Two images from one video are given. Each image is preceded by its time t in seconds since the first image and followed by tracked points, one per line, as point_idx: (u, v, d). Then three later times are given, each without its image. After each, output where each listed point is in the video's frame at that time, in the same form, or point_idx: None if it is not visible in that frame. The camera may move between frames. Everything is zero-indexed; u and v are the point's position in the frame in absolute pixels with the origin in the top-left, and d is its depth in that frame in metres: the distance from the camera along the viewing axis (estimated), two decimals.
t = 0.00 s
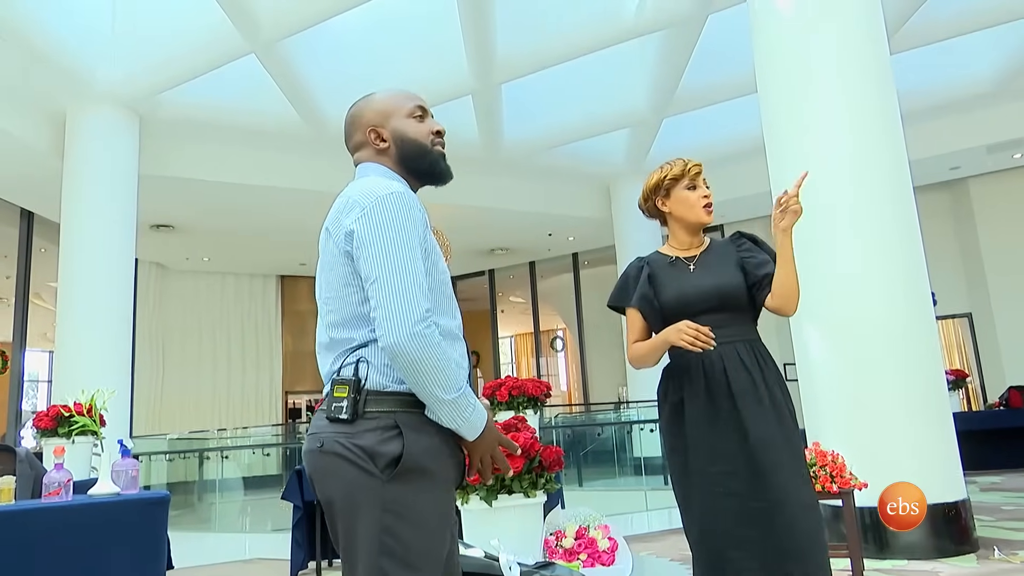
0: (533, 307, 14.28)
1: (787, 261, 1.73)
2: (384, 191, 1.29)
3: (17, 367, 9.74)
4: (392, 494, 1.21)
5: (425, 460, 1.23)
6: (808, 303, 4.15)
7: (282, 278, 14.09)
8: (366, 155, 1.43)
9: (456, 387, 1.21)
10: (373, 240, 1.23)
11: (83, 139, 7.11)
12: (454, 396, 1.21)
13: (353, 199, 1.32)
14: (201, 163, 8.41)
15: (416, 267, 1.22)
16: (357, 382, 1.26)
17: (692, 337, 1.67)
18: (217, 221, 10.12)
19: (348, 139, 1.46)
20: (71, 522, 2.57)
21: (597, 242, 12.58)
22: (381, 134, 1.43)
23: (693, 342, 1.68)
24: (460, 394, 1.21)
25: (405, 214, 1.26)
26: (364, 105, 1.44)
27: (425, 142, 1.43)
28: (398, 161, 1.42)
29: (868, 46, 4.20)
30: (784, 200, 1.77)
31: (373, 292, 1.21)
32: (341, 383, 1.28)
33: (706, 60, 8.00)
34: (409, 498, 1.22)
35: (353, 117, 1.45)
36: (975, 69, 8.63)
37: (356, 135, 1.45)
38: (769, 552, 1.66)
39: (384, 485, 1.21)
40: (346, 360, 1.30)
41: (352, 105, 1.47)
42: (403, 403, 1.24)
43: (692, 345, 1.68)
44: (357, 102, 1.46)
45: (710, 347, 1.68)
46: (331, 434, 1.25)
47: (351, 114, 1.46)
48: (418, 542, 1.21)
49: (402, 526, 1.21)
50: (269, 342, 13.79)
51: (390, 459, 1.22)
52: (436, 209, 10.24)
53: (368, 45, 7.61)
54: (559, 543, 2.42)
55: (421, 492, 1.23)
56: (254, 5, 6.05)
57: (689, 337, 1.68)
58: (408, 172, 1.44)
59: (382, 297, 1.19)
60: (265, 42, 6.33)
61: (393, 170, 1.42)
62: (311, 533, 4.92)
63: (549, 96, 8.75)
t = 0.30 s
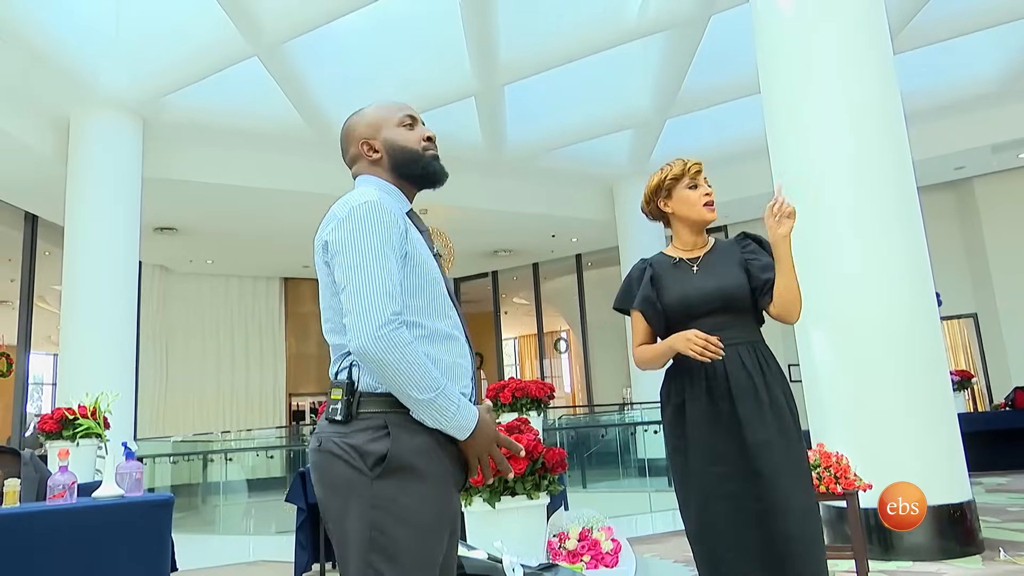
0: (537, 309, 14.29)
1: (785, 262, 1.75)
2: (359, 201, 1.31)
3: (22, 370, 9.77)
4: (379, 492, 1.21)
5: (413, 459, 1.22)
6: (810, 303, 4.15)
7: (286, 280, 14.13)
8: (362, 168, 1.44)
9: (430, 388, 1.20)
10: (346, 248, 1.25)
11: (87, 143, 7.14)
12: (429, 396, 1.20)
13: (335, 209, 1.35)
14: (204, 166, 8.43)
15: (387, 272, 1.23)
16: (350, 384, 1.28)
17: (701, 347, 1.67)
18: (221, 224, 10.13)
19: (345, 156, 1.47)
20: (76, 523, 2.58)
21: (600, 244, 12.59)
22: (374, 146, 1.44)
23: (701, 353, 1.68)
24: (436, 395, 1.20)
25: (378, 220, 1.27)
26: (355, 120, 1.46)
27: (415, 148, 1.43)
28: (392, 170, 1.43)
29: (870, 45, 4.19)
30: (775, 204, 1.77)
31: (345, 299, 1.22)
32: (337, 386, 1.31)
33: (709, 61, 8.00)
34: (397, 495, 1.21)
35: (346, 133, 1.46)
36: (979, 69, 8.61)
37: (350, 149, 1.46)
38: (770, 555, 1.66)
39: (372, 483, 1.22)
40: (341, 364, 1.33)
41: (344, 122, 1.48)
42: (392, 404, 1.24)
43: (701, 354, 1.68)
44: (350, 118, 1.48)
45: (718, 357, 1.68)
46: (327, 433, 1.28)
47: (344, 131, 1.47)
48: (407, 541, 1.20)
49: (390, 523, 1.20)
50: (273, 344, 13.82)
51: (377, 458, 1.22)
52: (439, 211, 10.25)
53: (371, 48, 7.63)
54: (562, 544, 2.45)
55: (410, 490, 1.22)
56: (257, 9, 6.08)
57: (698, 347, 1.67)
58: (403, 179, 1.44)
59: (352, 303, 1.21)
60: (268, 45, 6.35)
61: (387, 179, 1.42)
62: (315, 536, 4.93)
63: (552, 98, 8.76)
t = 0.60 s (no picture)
0: (539, 310, 14.29)
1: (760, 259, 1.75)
2: (354, 209, 1.32)
3: (26, 373, 9.79)
4: (370, 493, 1.22)
5: (404, 460, 1.22)
6: (812, 304, 4.16)
7: (288, 283, 14.15)
8: (367, 181, 1.44)
9: (418, 390, 1.20)
10: (339, 254, 1.26)
11: (89, 147, 7.17)
12: (417, 397, 1.20)
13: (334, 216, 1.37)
14: (206, 169, 8.45)
15: (377, 277, 1.23)
16: (344, 391, 1.30)
17: (684, 352, 1.73)
18: (223, 227, 10.15)
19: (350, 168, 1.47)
20: (78, 527, 2.58)
21: (602, 246, 12.59)
22: (377, 158, 1.44)
23: (685, 357, 1.73)
24: (424, 397, 1.20)
25: (371, 225, 1.28)
26: (360, 133, 1.47)
27: (417, 160, 1.44)
28: (396, 182, 1.43)
29: (872, 45, 4.19)
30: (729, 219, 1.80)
31: (337, 305, 1.23)
32: (331, 392, 1.31)
33: (710, 62, 8.00)
34: (389, 497, 1.22)
35: (351, 145, 1.47)
36: (981, 69, 8.61)
37: (353, 162, 1.46)
38: (770, 554, 1.66)
39: (363, 485, 1.22)
40: (337, 371, 1.34)
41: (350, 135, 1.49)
42: (385, 408, 1.24)
43: (685, 360, 1.74)
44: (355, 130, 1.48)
45: (703, 363, 1.73)
46: (326, 438, 1.30)
47: (350, 143, 1.47)
48: (401, 541, 1.20)
49: (381, 524, 1.21)
50: (276, 347, 13.84)
51: (367, 460, 1.23)
52: (441, 213, 10.26)
53: (372, 50, 7.64)
54: (565, 546, 2.42)
55: (401, 490, 1.22)
56: (258, 11, 6.10)
57: (683, 353, 1.73)
58: (406, 191, 1.45)
59: (343, 308, 1.22)
60: (269, 48, 6.36)
61: (389, 191, 1.43)
62: (318, 538, 4.93)
63: (553, 100, 8.76)
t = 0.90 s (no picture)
0: (541, 312, 14.28)
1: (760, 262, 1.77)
2: (352, 216, 1.33)
3: (28, 374, 9.82)
4: (367, 493, 1.22)
5: (400, 461, 1.23)
6: (812, 305, 4.16)
7: (290, 284, 14.16)
8: (369, 188, 1.45)
9: (410, 392, 1.20)
10: (335, 259, 1.27)
11: (92, 148, 7.18)
12: (410, 399, 1.20)
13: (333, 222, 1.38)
14: (208, 170, 8.46)
15: (372, 282, 1.24)
16: (342, 393, 1.31)
17: (690, 346, 1.71)
18: (225, 228, 10.16)
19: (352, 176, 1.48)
20: (72, 530, 2.56)
21: (604, 247, 12.59)
22: (379, 167, 1.44)
23: (691, 351, 1.72)
24: (418, 399, 1.20)
25: (369, 231, 1.29)
26: (362, 142, 1.48)
27: (419, 168, 1.44)
28: (398, 191, 1.44)
29: (874, 46, 4.19)
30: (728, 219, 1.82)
31: (332, 309, 1.24)
32: (330, 396, 1.33)
33: (712, 63, 8.00)
34: (387, 496, 1.22)
35: (354, 153, 1.47)
36: (984, 70, 8.61)
37: (356, 170, 1.47)
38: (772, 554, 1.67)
39: (359, 485, 1.23)
40: (335, 375, 1.35)
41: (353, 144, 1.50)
42: (382, 409, 1.25)
43: (692, 353, 1.72)
44: (358, 139, 1.49)
45: (709, 355, 1.71)
46: (324, 441, 1.30)
47: (353, 151, 1.48)
48: (398, 540, 1.20)
49: (379, 523, 1.21)
50: (277, 348, 13.84)
51: (363, 461, 1.23)
52: (443, 215, 10.27)
53: (374, 51, 7.64)
54: (566, 547, 2.42)
55: (397, 489, 1.22)
56: (261, 13, 6.12)
57: (689, 346, 1.71)
58: (406, 200, 1.45)
59: (338, 313, 1.23)
60: (272, 49, 6.37)
61: (391, 199, 1.43)
62: (319, 538, 4.91)
63: (554, 101, 8.77)
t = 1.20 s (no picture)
0: (544, 313, 14.28)
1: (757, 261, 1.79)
2: (354, 221, 1.33)
3: (32, 374, 9.85)
4: (369, 493, 1.23)
5: (402, 460, 1.23)
6: (815, 305, 4.16)
7: (293, 285, 14.19)
8: (371, 194, 1.45)
9: (413, 395, 1.21)
10: (337, 264, 1.28)
11: (96, 149, 7.22)
12: (412, 403, 1.21)
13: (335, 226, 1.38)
14: (212, 172, 8.48)
15: (374, 288, 1.25)
16: (345, 396, 1.31)
17: (689, 347, 1.71)
18: (228, 229, 10.18)
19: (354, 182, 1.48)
20: (74, 531, 2.57)
21: (607, 248, 12.59)
22: (381, 170, 1.45)
23: (690, 352, 1.72)
24: (421, 402, 1.21)
25: (371, 237, 1.29)
26: (362, 148, 1.48)
27: (420, 172, 1.45)
28: (399, 194, 1.44)
29: (878, 45, 4.19)
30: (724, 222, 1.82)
31: (335, 315, 1.25)
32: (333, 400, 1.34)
33: (715, 63, 7.99)
34: (389, 495, 1.22)
35: (354, 159, 1.48)
36: (988, 70, 8.58)
37: (358, 173, 1.47)
38: (773, 554, 1.67)
39: (363, 485, 1.23)
40: (338, 378, 1.36)
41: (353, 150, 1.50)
42: (384, 411, 1.26)
43: (690, 354, 1.72)
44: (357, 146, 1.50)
45: (708, 356, 1.72)
46: (328, 442, 1.31)
47: (353, 157, 1.49)
48: (401, 538, 1.20)
49: (381, 522, 1.21)
50: (281, 349, 13.87)
51: (366, 462, 1.24)
52: (446, 215, 10.29)
53: (377, 53, 7.65)
54: (568, 548, 2.46)
55: (399, 489, 1.22)
56: (264, 14, 6.14)
57: (688, 347, 1.71)
58: (407, 203, 1.46)
59: (341, 318, 1.24)
60: (274, 51, 6.40)
61: (392, 203, 1.44)
62: (323, 539, 4.92)
63: (557, 102, 8.77)
